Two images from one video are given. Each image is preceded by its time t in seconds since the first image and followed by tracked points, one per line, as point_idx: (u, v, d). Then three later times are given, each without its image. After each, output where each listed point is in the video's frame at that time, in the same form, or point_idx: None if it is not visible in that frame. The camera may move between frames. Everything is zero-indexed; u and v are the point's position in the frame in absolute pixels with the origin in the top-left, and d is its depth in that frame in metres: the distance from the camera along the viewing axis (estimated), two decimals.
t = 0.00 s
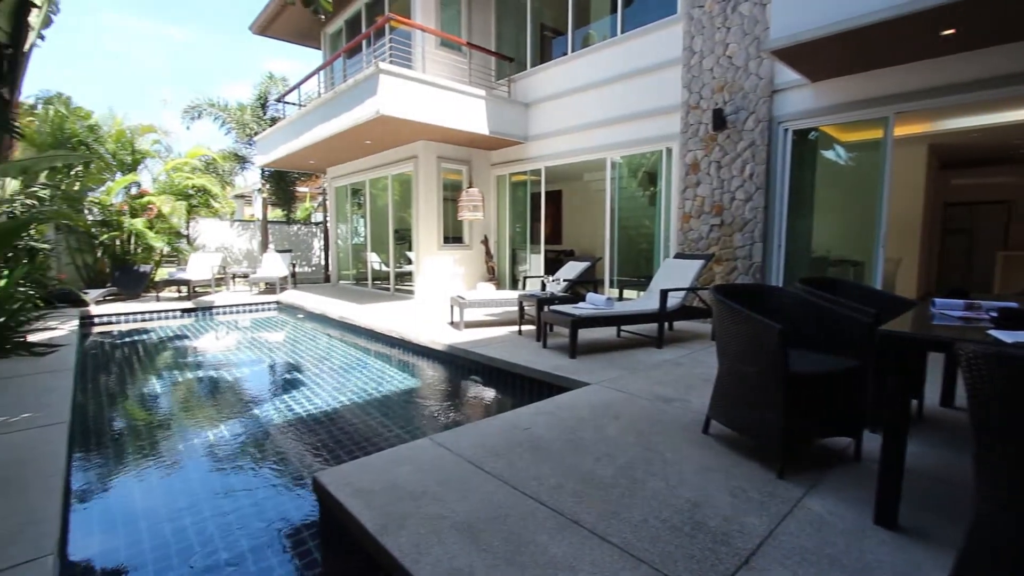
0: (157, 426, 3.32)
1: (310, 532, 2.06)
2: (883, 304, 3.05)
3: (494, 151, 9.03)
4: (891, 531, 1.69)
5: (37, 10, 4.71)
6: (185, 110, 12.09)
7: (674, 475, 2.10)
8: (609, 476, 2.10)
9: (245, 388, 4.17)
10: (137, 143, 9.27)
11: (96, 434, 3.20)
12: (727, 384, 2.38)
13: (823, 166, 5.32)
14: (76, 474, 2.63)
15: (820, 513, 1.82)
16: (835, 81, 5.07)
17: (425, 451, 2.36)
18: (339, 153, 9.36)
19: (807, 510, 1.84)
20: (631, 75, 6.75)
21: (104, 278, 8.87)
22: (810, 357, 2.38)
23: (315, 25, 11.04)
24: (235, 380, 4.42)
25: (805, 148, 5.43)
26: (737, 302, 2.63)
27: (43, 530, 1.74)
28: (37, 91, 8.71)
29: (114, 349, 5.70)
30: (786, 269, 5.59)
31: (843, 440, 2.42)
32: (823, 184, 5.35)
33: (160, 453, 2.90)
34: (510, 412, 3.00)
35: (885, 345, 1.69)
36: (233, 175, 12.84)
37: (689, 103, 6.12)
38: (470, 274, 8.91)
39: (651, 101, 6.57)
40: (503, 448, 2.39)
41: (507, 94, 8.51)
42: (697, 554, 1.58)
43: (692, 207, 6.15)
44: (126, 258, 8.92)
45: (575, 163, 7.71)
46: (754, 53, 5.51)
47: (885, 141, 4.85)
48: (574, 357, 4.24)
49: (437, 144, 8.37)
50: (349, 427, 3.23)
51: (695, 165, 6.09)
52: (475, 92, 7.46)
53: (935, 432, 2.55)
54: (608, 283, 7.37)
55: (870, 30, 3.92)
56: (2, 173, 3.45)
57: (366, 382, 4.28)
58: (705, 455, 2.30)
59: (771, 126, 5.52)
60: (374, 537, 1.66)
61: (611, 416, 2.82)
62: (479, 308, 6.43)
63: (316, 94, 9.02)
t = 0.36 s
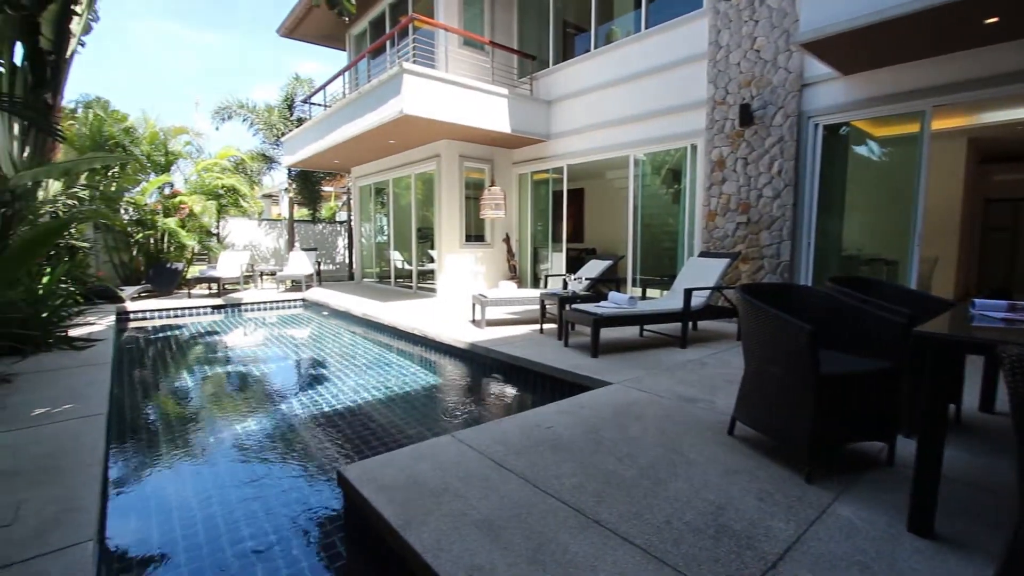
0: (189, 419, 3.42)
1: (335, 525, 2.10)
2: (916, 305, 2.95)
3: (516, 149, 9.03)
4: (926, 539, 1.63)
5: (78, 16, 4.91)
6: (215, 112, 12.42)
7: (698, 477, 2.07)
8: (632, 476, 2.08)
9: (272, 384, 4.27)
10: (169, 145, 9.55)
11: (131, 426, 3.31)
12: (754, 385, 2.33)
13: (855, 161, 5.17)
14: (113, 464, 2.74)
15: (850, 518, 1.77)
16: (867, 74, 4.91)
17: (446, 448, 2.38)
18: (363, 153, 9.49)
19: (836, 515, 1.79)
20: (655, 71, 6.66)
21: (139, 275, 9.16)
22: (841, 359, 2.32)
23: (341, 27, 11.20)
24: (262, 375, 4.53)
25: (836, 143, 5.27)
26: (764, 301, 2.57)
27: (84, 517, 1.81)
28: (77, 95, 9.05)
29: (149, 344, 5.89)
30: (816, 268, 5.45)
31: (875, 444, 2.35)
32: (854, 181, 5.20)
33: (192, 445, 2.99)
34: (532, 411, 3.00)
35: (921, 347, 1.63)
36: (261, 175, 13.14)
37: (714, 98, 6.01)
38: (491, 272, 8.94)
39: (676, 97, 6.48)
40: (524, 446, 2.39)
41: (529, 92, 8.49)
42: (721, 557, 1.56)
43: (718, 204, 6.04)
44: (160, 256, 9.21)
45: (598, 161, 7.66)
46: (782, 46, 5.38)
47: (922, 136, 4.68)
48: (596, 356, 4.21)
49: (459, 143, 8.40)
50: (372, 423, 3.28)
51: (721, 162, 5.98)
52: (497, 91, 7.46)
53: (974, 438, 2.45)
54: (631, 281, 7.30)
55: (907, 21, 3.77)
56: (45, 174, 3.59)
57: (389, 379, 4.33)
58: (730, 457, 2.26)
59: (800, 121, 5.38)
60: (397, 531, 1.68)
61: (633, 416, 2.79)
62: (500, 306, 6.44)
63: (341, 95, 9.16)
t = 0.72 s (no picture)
0: (215, 413, 3.50)
1: (354, 521, 2.12)
2: (947, 305, 2.86)
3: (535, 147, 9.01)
4: (958, 549, 1.58)
5: (111, 22, 5.07)
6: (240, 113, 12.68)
7: (720, 480, 2.04)
8: (652, 478, 2.05)
9: (294, 379, 4.34)
10: (196, 146, 9.78)
11: (160, 419, 3.41)
12: (778, 387, 2.28)
13: (884, 158, 5.02)
14: (143, 455, 2.83)
15: (878, 525, 1.72)
16: (898, 67, 4.76)
17: (464, 446, 2.39)
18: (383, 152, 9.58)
19: (863, 521, 1.74)
20: (676, 68, 6.58)
21: (167, 273, 9.42)
22: (869, 361, 2.25)
23: (362, 28, 11.32)
24: (285, 371, 4.62)
25: (864, 139, 5.13)
26: (788, 302, 2.52)
27: (116, 506, 1.87)
28: (109, 99, 9.35)
29: (177, 340, 6.06)
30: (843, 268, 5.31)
31: (905, 449, 2.28)
32: (883, 177, 5.05)
33: (218, 438, 3.06)
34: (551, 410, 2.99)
35: (954, 350, 1.58)
36: (284, 175, 13.38)
37: (738, 94, 5.90)
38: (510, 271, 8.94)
39: (698, 93, 6.38)
40: (543, 445, 2.39)
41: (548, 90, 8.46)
42: (744, 561, 1.54)
43: (741, 202, 5.94)
44: (188, 254, 9.45)
45: (618, 159, 7.59)
46: (809, 40, 5.25)
47: (956, 130, 4.52)
48: (616, 356, 4.18)
49: (478, 142, 8.42)
50: (392, 420, 3.31)
51: (744, 158, 5.88)
52: (517, 89, 7.45)
53: (1011, 444, 2.36)
54: (651, 280, 7.22)
55: (940, 12, 3.65)
56: (80, 176, 3.70)
57: (408, 376, 4.37)
58: (752, 460, 2.22)
59: (827, 116, 5.24)
60: (417, 527, 1.70)
61: (653, 416, 2.76)
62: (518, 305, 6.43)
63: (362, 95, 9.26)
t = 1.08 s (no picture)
0: (238, 409, 3.57)
1: (372, 516, 2.14)
2: (978, 305, 2.77)
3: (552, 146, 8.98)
4: (989, 558, 1.53)
5: (139, 27, 5.21)
6: (262, 115, 12.91)
7: (740, 482, 2.01)
8: (671, 479, 2.03)
9: (314, 376, 4.41)
10: (219, 147, 10.02)
11: (185, 414, 3.49)
12: (800, 388, 2.24)
13: (912, 155, 4.89)
14: (169, 449, 2.90)
15: (904, 531, 1.68)
16: (927, 61, 4.62)
17: (481, 444, 2.39)
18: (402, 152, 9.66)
19: (890, 527, 1.70)
20: (696, 64, 6.50)
21: (191, 272, 9.64)
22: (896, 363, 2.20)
23: (381, 29, 11.42)
24: (305, 368, 4.69)
25: (891, 136, 5.00)
26: (812, 301, 2.47)
27: (143, 499, 1.92)
28: (137, 101, 9.60)
29: (201, 337, 6.20)
30: (868, 267, 5.18)
31: (934, 454, 2.22)
32: (911, 175, 4.92)
33: (240, 434, 3.12)
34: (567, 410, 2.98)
35: (987, 352, 1.53)
36: (304, 175, 13.58)
37: (760, 91, 5.80)
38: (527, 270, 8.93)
39: (718, 90, 6.29)
40: (559, 444, 2.39)
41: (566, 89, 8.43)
42: (765, 566, 1.51)
43: (762, 201, 5.85)
44: (211, 253, 9.66)
45: (636, 157, 7.52)
46: (833, 35, 5.14)
47: (988, 126, 4.38)
48: (633, 356, 4.14)
49: (495, 141, 8.43)
50: (410, 417, 3.33)
51: (766, 156, 5.78)
52: (534, 88, 7.44)
53: None
54: (669, 280, 7.14)
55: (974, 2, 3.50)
56: (109, 177, 3.80)
57: (425, 374, 4.39)
58: (773, 462, 2.18)
59: (852, 112, 5.12)
60: (434, 524, 1.71)
61: (671, 417, 2.73)
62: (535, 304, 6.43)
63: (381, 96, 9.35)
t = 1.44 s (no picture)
0: (253, 406, 3.62)
1: (384, 514, 2.16)
2: (1002, 306, 2.70)
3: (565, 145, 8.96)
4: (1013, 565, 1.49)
5: (158, 31, 5.31)
6: (278, 116, 13.07)
7: (754, 484, 1.99)
8: (684, 481, 2.02)
9: (328, 374, 4.45)
10: (236, 147, 10.17)
11: (203, 410, 3.55)
12: (817, 390, 2.20)
13: (933, 153, 4.79)
14: (186, 445, 2.95)
15: (924, 537, 1.64)
16: (949, 56, 4.51)
17: (493, 444, 2.39)
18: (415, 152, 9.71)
19: (909, 533, 1.67)
20: (711, 62, 6.43)
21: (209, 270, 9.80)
22: (917, 365, 2.15)
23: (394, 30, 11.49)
24: (319, 366, 4.74)
25: (911, 133, 4.90)
26: (829, 302, 2.43)
27: (162, 493, 1.96)
28: (156, 103, 9.77)
29: (218, 335, 6.30)
30: (887, 267, 5.08)
31: (955, 459, 2.17)
32: (932, 173, 4.82)
33: (256, 431, 3.16)
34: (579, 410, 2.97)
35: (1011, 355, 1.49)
36: (319, 176, 13.70)
37: (776, 88, 5.73)
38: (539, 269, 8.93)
39: (733, 87, 6.22)
40: (571, 444, 2.38)
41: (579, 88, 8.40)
42: (779, 570, 1.49)
43: (778, 200, 5.78)
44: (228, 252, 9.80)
45: (650, 156, 7.47)
46: (852, 30, 5.05)
47: (1013, 122, 4.27)
48: (646, 356, 4.12)
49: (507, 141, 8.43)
50: (422, 416, 3.35)
51: (782, 154, 5.70)
52: (547, 87, 7.42)
53: None
54: (683, 280, 7.09)
55: None
56: (129, 177, 3.88)
57: (438, 373, 4.41)
58: (789, 465, 2.15)
59: (872, 109, 5.03)
60: (446, 523, 1.71)
61: (685, 418, 2.71)
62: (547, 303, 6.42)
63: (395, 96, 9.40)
